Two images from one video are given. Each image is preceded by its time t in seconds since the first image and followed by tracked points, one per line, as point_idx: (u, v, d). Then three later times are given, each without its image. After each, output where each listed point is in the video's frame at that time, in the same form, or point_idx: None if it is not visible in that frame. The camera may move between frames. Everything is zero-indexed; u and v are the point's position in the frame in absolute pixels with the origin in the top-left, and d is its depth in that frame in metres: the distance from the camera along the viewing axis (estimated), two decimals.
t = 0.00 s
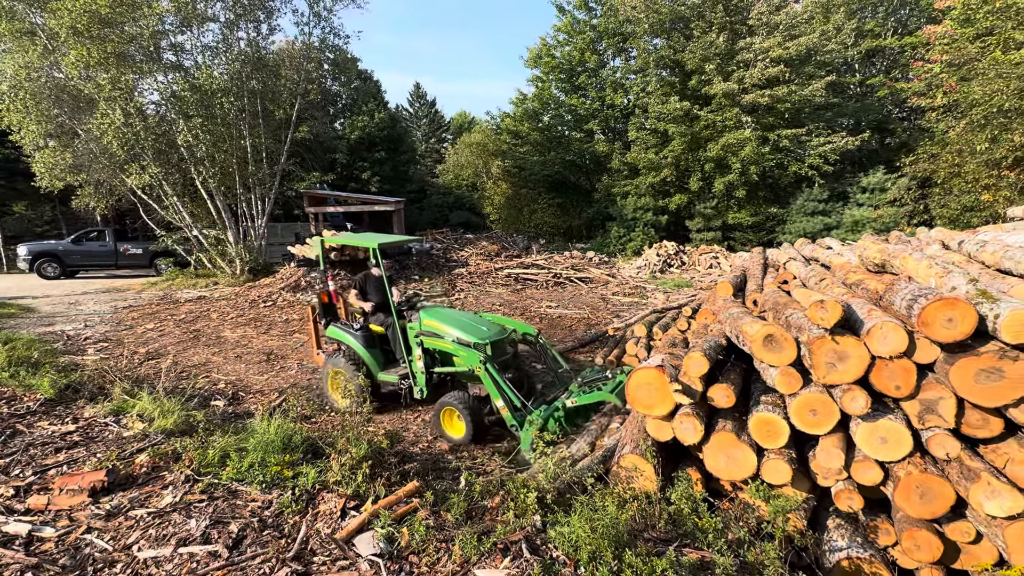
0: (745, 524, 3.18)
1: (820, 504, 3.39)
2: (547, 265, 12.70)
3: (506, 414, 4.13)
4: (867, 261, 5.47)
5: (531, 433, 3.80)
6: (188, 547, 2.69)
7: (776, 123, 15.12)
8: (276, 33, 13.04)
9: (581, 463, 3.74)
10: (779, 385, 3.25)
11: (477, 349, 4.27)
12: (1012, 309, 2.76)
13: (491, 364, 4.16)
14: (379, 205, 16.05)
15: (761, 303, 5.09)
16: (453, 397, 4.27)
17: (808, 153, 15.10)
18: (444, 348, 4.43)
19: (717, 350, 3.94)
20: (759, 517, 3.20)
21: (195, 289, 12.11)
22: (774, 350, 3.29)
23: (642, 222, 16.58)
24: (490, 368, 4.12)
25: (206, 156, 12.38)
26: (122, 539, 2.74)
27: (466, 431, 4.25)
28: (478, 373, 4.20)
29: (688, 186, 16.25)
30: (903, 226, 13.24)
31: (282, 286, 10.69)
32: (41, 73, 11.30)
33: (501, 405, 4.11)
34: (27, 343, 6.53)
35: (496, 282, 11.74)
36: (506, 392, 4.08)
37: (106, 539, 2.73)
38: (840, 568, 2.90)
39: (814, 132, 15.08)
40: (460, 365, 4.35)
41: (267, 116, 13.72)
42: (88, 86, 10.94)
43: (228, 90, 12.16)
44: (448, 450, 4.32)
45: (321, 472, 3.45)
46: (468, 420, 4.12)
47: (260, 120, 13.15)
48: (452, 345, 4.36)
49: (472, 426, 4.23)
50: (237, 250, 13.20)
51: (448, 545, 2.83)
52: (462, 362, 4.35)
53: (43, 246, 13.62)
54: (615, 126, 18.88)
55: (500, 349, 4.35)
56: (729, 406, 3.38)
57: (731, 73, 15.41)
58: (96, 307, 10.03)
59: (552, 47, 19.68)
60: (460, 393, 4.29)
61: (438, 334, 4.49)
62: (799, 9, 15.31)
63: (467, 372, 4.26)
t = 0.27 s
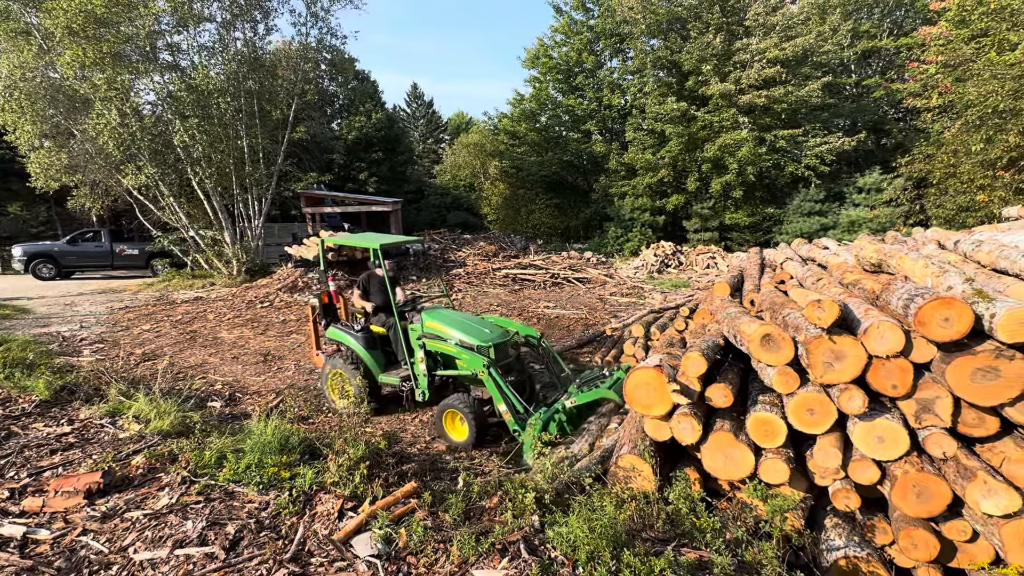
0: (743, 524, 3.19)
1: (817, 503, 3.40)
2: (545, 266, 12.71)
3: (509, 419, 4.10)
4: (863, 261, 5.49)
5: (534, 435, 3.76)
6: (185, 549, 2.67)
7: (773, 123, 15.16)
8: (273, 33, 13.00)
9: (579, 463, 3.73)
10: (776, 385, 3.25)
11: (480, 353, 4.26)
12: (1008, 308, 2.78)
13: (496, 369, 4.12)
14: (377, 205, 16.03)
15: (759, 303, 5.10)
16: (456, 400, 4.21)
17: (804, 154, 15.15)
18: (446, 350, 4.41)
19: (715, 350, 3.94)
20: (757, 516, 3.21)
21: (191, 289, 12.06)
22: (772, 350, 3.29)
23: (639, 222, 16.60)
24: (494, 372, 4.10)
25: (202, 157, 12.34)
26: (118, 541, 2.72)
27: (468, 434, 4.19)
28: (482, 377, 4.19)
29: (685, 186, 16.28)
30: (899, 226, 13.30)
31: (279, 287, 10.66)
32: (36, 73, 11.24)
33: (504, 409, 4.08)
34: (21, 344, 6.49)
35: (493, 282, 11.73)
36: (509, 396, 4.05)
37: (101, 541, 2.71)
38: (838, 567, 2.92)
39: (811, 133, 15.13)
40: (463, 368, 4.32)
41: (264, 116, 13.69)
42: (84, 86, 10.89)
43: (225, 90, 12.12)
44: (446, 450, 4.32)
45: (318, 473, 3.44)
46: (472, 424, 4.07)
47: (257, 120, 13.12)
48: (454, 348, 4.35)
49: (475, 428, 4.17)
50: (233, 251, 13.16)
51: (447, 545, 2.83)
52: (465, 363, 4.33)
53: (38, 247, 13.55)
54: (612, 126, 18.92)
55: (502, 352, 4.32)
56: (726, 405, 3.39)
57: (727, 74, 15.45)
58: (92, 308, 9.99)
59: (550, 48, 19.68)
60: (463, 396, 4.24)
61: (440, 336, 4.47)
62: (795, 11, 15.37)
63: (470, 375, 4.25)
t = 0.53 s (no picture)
0: (741, 524, 3.20)
1: (815, 503, 3.40)
2: (543, 266, 12.71)
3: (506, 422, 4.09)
4: (861, 262, 5.51)
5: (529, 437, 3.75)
6: (183, 551, 2.66)
7: (770, 124, 15.19)
8: (271, 34, 12.97)
9: (578, 463, 3.73)
10: (775, 385, 3.26)
11: (479, 355, 4.24)
12: (1004, 307, 2.78)
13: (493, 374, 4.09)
14: (374, 206, 16.01)
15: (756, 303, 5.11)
16: (455, 402, 4.20)
17: (801, 154, 15.19)
18: (445, 353, 4.40)
19: (713, 350, 3.95)
20: (755, 516, 3.22)
21: (189, 290, 12.03)
22: (769, 349, 3.30)
23: (637, 223, 16.62)
24: (491, 376, 4.07)
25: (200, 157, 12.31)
26: (115, 543, 2.71)
27: (467, 437, 4.18)
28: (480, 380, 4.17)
29: (683, 187, 16.31)
30: (896, 226, 13.36)
31: (277, 287, 10.64)
32: (32, 74, 11.19)
33: (501, 413, 4.07)
34: (18, 346, 6.46)
35: (492, 283, 11.73)
36: (506, 400, 4.04)
37: (98, 543, 2.70)
38: (835, 567, 2.93)
39: (808, 134, 15.17)
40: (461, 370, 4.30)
41: (261, 116, 13.66)
42: (81, 87, 10.86)
43: (222, 91, 12.10)
44: (444, 451, 4.31)
45: (317, 474, 3.43)
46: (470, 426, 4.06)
47: (254, 121, 13.09)
48: (453, 350, 4.34)
49: (474, 430, 4.17)
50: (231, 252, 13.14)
51: (445, 546, 2.83)
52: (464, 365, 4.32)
53: (35, 248, 13.50)
54: (610, 127, 18.95)
55: (500, 355, 4.30)
56: (724, 405, 3.39)
57: (725, 75, 15.49)
58: (89, 309, 9.95)
59: (548, 49, 19.68)
60: (462, 398, 4.22)
61: (440, 339, 4.45)
62: (792, 12, 15.41)
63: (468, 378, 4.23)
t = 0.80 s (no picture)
0: (738, 524, 3.21)
1: (812, 502, 3.41)
2: (541, 267, 12.72)
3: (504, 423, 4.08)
4: (857, 262, 5.52)
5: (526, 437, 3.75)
6: (180, 552, 2.66)
7: (767, 125, 15.23)
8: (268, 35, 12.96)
9: (575, 464, 3.73)
10: (771, 385, 3.27)
11: (477, 357, 4.24)
12: (999, 308, 2.80)
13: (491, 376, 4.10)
14: (373, 207, 16.01)
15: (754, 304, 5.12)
16: (454, 404, 4.19)
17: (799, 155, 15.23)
18: (444, 355, 4.41)
19: (711, 350, 3.96)
20: (752, 516, 3.23)
21: (186, 292, 12.00)
22: (766, 350, 3.31)
23: (635, 223, 16.64)
24: (489, 378, 4.07)
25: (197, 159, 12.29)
26: (112, 545, 2.70)
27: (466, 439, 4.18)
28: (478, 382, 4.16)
29: (681, 188, 16.35)
30: (893, 227, 13.40)
31: (275, 289, 10.62)
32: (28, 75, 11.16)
33: (500, 415, 4.06)
34: (14, 347, 6.44)
35: (490, 284, 11.73)
36: (505, 401, 4.04)
37: (95, 545, 2.69)
38: (832, 567, 2.94)
39: (805, 135, 15.22)
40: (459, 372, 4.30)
41: (259, 117, 13.65)
42: (78, 88, 10.84)
43: (220, 92, 12.08)
44: (442, 452, 4.32)
45: (314, 476, 3.43)
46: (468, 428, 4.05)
47: (252, 122, 13.09)
48: (451, 352, 4.35)
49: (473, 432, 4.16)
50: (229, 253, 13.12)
51: (442, 547, 2.83)
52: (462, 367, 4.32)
53: (31, 249, 13.46)
54: (608, 128, 18.99)
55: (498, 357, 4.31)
56: (721, 405, 3.40)
57: (722, 76, 15.53)
58: (85, 311, 9.92)
59: (546, 50, 19.69)
60: (461, 400, 4.22)
61: (438, 340, 4.46)
62: (789, 14, 15.47)
63: (466, 380, 4.23)
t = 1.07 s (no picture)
0: (736, 524, 3.22)
1: (810, 503, 3.42)
2: (540, 268, 12.72)
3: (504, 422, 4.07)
4: (855, 263, 5.54)
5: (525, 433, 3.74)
6: (178, 554, 2.65)
7: (766, 126, 15.24)
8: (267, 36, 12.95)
9: (574, 465, 3.74)
10: (770, 385, 3.27)
11: (477, 357, 4.24)
12: (995, 309, 2.80)
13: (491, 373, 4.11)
14: (371, 209, 16.00)
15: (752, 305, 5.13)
16: (454, 404, 4.19)
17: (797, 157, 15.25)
18: (444, 355, 4.40)
19: (709, 351, 3.96)
20: (751, 516, 3.23)
21: (184, 293, 11.99)
22: (764, 350, 3.30)
23: (634, 224, 16.65)
24: (490, 377, 4.07)
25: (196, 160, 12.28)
26: (109, 547, 2.70)
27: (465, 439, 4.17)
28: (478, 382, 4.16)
29: (679, 189, 16.37)
30: (891, 227, 13.43)
31: (273, 290, 10.61)
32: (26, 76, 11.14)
33: (500, 414, 4.04)
34: (11, 350, 6.42)
35: (489, 285, 11.73)
36: (506, 400, 4.03)
37: (92, 547, 2.68)
38: (830, 567, 2.95)
39: (803, 136, 15.25)
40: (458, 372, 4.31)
41: (257, 119, 13.64)
42: (76, 89, 10.82)
43: (218, 93, 12.08)
44: (440, 454, 4.32)
45: (312, 477, 3.43)
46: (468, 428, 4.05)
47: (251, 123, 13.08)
48: (451, 352, 4.35)
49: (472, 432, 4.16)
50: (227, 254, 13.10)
51: (441, 548, 2.82)
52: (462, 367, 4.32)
53: (29, 251, 13.42)
54: (607, 129, 19.02)
55: (498, 356, 4.31)
56: (719, 406, 3.41)
57: (721, 77, 15.55)
58: (83, 312, 9.90)
59: (544, 51, 19.69)
60: (461, 400, 4.21)
61: (438, 341, 4.46)
62: (787, 15, 15.50)
63: (466, 379, 4.23)
